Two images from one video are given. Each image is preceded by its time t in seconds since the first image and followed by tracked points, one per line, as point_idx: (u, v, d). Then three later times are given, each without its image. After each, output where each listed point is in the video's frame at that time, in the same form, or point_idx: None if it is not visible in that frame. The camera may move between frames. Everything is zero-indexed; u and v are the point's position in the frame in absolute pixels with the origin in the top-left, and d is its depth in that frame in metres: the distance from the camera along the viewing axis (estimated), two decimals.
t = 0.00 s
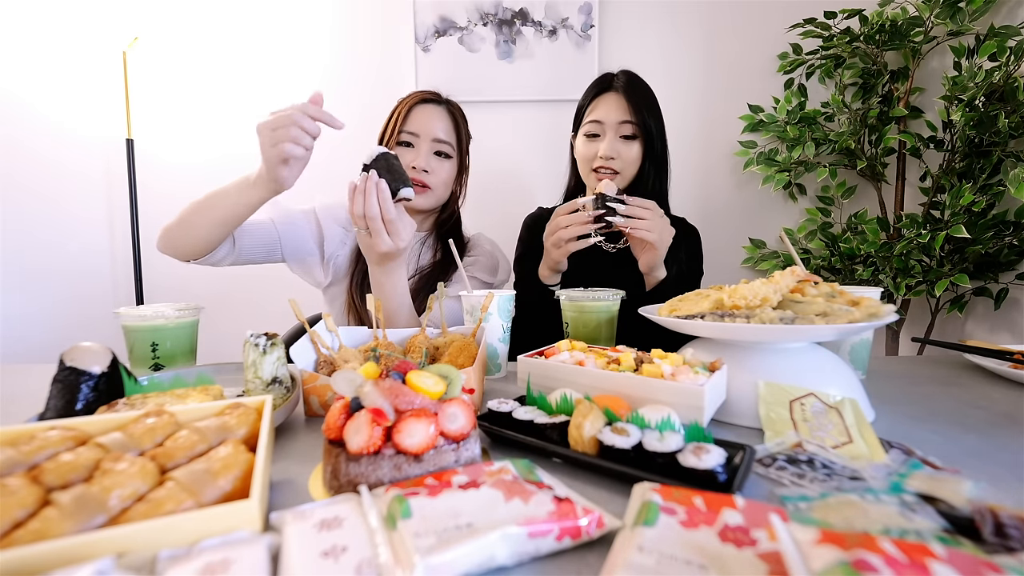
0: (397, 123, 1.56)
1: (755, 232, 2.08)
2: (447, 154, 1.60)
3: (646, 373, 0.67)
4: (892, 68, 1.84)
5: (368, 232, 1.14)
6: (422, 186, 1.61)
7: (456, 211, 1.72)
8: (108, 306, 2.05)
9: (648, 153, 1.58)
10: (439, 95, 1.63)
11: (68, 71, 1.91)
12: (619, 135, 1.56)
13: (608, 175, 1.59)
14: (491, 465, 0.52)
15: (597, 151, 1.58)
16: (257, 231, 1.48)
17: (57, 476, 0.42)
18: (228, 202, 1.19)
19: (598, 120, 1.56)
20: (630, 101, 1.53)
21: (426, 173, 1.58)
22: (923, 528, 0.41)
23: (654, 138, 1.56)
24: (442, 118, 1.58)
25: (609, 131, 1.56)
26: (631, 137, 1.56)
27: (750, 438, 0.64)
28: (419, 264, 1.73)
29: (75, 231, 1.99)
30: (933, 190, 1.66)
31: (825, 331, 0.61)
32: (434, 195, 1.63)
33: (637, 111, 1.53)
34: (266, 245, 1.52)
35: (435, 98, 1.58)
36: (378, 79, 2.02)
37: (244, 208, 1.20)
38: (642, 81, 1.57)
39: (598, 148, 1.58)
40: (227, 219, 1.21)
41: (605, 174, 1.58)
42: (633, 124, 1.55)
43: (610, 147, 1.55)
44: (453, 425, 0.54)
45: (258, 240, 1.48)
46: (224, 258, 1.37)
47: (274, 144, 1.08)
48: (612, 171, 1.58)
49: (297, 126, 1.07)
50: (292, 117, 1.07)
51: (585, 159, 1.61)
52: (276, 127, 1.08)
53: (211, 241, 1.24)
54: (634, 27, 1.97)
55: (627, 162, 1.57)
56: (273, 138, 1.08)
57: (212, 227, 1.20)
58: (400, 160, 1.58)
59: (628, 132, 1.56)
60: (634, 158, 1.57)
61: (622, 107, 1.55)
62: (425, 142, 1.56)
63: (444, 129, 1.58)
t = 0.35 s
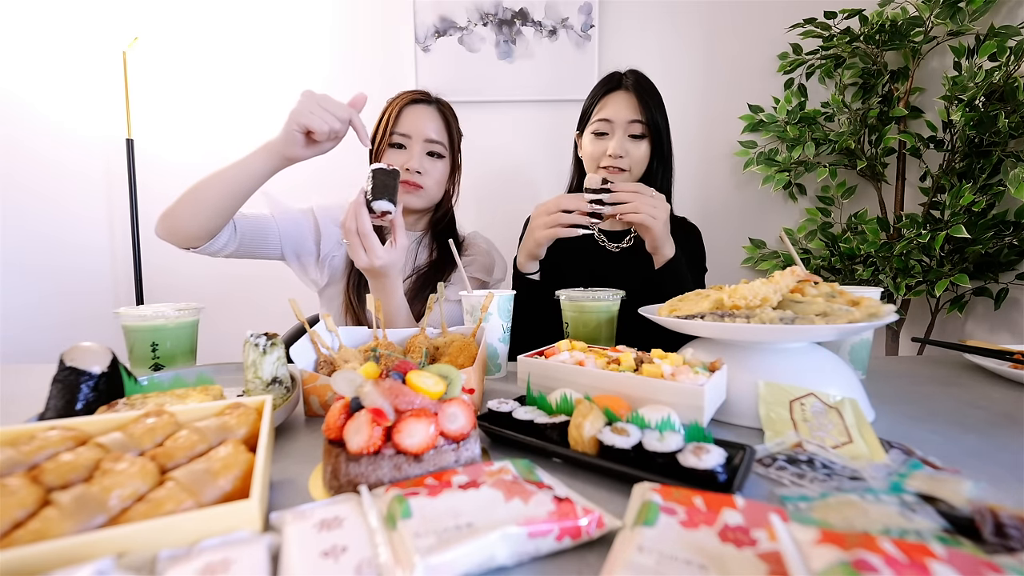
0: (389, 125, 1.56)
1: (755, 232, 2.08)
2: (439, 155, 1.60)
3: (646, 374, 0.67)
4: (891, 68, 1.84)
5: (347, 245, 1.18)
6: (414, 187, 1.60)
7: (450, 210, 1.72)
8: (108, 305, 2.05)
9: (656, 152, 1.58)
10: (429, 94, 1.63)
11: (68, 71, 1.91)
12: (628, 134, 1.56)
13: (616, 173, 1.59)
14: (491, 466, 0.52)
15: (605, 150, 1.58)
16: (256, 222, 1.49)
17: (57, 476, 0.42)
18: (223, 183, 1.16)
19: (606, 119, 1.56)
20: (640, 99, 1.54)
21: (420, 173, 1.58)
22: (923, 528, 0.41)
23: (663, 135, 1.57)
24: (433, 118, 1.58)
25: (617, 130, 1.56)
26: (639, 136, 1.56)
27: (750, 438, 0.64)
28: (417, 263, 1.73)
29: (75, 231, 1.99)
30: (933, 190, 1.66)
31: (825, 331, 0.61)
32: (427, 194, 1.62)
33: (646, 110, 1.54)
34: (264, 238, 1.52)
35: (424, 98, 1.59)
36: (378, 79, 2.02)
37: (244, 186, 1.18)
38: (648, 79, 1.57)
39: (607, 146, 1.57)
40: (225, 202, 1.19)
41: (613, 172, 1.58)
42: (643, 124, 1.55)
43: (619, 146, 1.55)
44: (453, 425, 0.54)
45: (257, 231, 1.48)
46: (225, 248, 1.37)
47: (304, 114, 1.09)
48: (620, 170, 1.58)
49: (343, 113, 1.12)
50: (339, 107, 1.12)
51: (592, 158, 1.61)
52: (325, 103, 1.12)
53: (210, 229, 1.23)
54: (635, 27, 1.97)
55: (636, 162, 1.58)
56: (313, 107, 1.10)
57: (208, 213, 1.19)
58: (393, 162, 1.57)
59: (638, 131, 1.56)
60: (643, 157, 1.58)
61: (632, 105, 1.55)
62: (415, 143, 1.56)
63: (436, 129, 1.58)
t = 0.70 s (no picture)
0: (386, 125, 1.56)
1: (755, 232, 2.08)
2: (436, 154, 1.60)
3: (646, 374, 0.67)
4: (891, 68, 1.84)
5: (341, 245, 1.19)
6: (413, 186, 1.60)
7: (447, 211, 1.72)
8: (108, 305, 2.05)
9: (654, 159, 1.58)
10: (424, 94, 1.63)
11: (68, 71, 1.91)
12: (622, 139, 1.56)
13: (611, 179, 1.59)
14: (492, 466, 0.52)
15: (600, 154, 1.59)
16: (257, 220, 1.49)
17: (57, 476, 0.42)
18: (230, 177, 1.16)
19: (602, 123, 1.57)
20: (636, 106, 1.53)
21: (417, 173, 1.58)
22: (923, 528, 0.41)
23: (662, 143, 1.55)
24: (429, 118, 1.58)
25: (612, 134, 1.57)
26: (635, 141, 1.56)
27: (750, 438, 0.64)
28: (414, 263, 1.71)
29: (75, 231, 1.99)
30: (933, 190, 1.66)
31: (825, 331, 0.61)
32: (425, 194, 1.63)
33: (642, 117, 1.53)
34: (264, 237, 1.52)
35: (420, 98, 1.59)
36: (378, 79, 2.02)
37: (250, 182, 1.18)
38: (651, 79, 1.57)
39: (602, 151, 1.59)
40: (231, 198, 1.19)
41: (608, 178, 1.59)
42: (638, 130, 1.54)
43: (613, 151, 1.56)
44: (453, 425, 0.54)
45: (257, 230, 1.48)
46: (226, 247, 1.37)
47: (320, 111, 1.13)
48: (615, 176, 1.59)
49: (355, 114, 1.16)
50: (354, 110, 1.16)
51: (588, 161, 1.63)
52: (341, 104, 1.16)
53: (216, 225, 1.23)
54: (635, 27, 1.97)
55: (631, 167, 1.59)
56: (330, 106, 1.14)
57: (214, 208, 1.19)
58: (391, 162, 1.58)
59: (632, 136, 1.56)
60: (638, 163, 1.58)
61: (628, 112, 1.54)
62: (412, 143, 1.56)
63: (432, 129, 1.58)
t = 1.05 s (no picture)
0: (409, 130, 1.53)
1: (755, 232, 2.08)
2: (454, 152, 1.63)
3: (646, 374, 0.67)
4: (891, 68, 1.84)
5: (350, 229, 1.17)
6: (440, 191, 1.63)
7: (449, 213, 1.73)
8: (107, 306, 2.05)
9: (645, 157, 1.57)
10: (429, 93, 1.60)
11: (68, 71, 1.91)
12: (610, 137, 1.57)
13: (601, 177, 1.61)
14: (491, 466, 0.52)
15: (590, 152, 1.61)
16: (257, 224, 1.48)
17: (57, 476, 0.42)
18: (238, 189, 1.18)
19: (591, 121, 1.59)
20: (623, 103, 1.53)
21: (445, 176, 1.61)
22: (923, 528, 0.41)
23: (650, 144, 1.54)
24: (449, 119, 1.59)
25: (601, 132, 1.58)
26: (623, 139, 1.57)
27: (750, 438, 0.64)
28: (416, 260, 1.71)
29: (75, 231, 1.99)
30: (933, 190, 1.66)
31: (825, 331, 0.61)
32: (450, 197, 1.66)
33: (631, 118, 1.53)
34: (263, 240, 1.51)
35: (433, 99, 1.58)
36: (378, 79, 2.02)
37: (250, 192, 1.19)
38: (652, 77, 1.59)
39: (591, 149, 1.61)
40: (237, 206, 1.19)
41: (598, 176, 1.60)
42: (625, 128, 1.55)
43: (601, 150, 1.57)
44: (453, 425, 0.54)
45: (257, 234, 1.47)
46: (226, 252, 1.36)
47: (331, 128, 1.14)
48: (605, 175, 1.60)
49: (358, 123, 1.18)
50: (356, 118, 1.17)
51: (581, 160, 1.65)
52: (344, 117, 1.17)
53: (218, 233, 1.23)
54: (634, 27, 1.97)
55: (621, 165, 1.59)
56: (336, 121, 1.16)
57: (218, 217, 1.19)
58: (415, 165, 1.56)
59: (619, 134, 1.56)
60: (628, 162, 1.58)
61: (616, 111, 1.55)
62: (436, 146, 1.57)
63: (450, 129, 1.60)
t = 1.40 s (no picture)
0: (419, 130, 1.51)
1: (755, 232, 2.08)
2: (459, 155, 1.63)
3: (646, 374, 0.67)
4: (892, 68, 1.84)
5: (358, 222, 1.18)
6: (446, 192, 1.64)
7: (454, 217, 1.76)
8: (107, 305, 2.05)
9: (640, 155, 1.57)
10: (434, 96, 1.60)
11: (68, 71, 1.91)
12: (604, 135, 1.57)
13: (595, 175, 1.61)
14: (492, 466, 0.52)
15: (584, 151, 1.62)
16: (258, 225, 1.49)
17: (57, 476, 0.42)
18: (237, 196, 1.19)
19: (585, 120, 1.59)
20: (616, 99, 1.52)
21: (452, 178, 1.61)
22: (923, 528, 0.41)
23: (645, 142, 1.54)
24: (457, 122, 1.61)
25: (594, 130, 1.58)
26: (617, 137, 1.57)
27: (750, 438, 0.64)
28: (417, 261, 1.71)
29: (75, 231, 1.99)
30: (933, 190, 1.66)
31: (825, 331, 0.61)
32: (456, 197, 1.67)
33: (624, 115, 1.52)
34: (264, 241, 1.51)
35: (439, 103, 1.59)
36: (378, 79, 2.02)
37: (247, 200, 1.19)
38: (643, 69, 1.58)
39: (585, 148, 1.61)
40: (239, 213, 1.20)
41: (592, 173, 1.61)
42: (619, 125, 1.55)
43: (595, 149, 1.58)
44: (453, 425, 0.54)
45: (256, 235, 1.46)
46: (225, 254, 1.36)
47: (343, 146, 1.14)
48: (601, 173, 1.61)
49: (366, 138, 1.17)
50: (365, 135, 1.17)
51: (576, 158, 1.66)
52: (353, 133, 1.16)
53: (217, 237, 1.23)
54: (634, 27, 1.97)
55: (614, 163, 1.59)
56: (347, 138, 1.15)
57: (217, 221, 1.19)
58: (423, 166, 1.56)
59: (613, 132, 1.56)
60: (622, 160, 1.58)
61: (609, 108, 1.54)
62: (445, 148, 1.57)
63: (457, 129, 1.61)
